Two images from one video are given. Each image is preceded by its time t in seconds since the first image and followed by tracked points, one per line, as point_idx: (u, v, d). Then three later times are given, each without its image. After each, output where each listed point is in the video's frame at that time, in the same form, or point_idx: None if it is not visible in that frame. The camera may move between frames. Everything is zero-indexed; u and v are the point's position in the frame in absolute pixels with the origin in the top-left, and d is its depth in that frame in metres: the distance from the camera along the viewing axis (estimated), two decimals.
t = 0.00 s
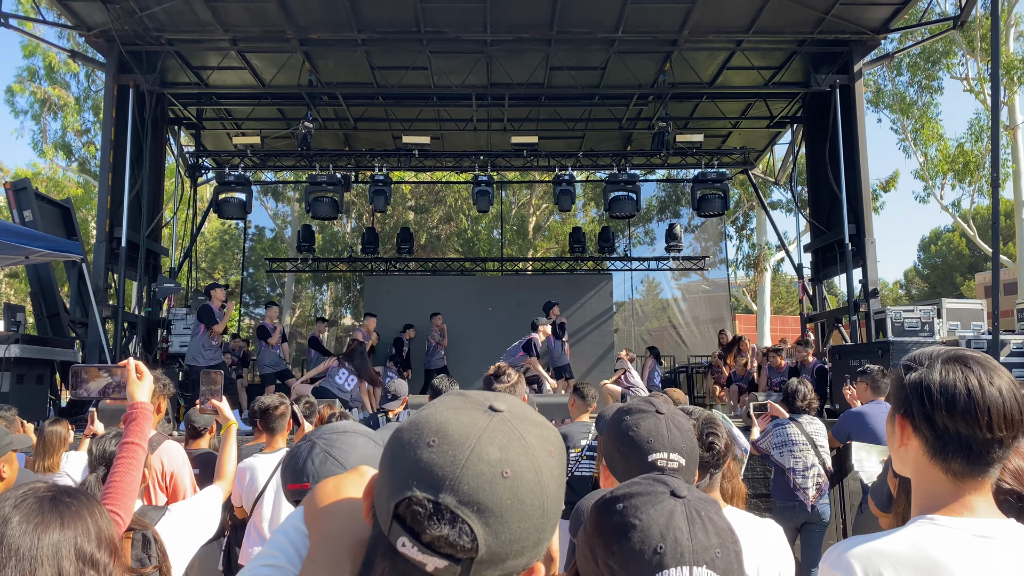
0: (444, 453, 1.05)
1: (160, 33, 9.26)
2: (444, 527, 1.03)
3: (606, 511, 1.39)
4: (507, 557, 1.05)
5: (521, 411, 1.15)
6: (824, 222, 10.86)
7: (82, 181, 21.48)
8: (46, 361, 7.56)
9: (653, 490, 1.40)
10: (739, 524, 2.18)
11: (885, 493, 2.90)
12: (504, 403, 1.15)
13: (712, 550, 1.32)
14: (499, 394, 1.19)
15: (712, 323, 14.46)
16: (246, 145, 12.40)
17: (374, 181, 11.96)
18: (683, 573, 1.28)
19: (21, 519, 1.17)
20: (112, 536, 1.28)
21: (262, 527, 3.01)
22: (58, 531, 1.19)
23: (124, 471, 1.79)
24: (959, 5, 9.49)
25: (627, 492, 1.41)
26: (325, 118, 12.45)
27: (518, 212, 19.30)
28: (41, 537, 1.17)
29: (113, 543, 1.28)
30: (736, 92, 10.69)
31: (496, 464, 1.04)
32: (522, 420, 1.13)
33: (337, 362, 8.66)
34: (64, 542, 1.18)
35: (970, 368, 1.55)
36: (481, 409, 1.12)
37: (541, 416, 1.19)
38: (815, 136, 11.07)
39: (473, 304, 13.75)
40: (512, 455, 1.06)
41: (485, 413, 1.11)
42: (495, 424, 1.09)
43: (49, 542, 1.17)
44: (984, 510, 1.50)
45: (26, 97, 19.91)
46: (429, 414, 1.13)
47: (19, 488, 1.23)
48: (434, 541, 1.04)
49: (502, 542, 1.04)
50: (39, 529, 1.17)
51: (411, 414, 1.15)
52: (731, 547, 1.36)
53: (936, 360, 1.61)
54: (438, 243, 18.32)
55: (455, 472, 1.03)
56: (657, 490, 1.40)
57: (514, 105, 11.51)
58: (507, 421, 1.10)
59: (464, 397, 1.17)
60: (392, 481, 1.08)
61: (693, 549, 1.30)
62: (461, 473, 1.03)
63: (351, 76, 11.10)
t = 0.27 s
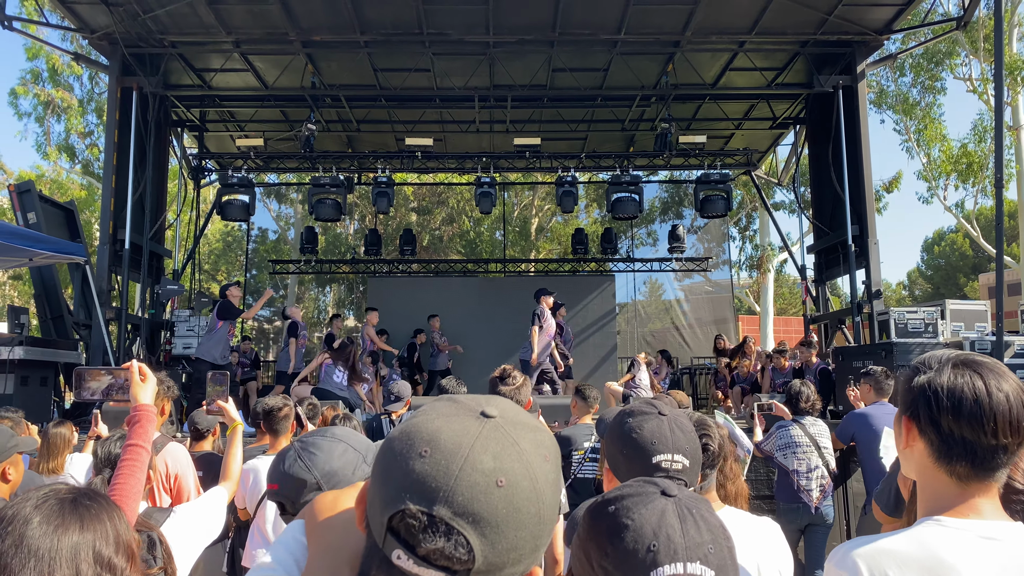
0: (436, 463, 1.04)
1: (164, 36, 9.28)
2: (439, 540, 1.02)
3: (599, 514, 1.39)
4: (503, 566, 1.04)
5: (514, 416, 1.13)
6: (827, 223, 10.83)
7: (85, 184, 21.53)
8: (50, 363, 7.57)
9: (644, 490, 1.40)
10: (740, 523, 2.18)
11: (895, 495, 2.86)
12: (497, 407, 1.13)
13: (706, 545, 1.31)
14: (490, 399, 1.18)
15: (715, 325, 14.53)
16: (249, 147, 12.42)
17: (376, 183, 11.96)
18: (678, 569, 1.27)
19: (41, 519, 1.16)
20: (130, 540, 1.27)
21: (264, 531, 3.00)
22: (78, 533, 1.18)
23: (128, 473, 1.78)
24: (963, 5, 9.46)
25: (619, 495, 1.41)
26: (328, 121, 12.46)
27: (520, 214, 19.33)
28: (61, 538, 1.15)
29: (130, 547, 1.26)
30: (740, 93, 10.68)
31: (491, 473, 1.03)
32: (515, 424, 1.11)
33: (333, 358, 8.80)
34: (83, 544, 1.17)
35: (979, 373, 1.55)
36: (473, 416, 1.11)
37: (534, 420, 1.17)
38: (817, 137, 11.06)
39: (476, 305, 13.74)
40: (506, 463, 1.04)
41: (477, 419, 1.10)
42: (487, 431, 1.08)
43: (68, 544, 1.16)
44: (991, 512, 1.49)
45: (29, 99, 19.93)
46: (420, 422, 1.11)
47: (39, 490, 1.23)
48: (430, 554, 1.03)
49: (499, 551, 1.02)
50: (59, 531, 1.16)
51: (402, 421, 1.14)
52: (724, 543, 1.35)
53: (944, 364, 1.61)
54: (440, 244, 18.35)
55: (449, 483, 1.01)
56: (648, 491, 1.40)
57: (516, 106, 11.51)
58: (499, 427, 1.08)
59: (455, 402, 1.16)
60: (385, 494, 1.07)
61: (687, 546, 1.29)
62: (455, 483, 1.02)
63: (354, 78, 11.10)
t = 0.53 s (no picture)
0: (433, 467, 1.02)
1: (167, 37, 9.29)
2: (438, 545, 1.01)
3: (591, 516, 1.38)
4: (502, 569, 1.03)
5: (512, 419, 1.12)
6: (830, 224, 10.81)
7: (89, 185, 21.60)
8: (53, 364, 7.58)
9: (636, 492, 1.39)
10: (741, 521, 2.17)
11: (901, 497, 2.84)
12: (494, 410, 1.13)
13: (698, 547, 1.30)
14: (487, 400, 1.17)
15: (718, 326, 14.58)
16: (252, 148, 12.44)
17: (380, 185, 11.96)
18: (670, 571, 1.27)
19: (46, 521, 1.16)
20: (135, 543, 1.26)
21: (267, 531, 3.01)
22: (83, 535, 1.17)
23: (132, 474, 1.78)
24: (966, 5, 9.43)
25: (612, 497, 1.40)
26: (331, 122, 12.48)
27: (523, 215, 19.38)
28: (65, 540, 1.15)
29: (135, 550, 1.26)
30: (743, 94, 10.66)
31: (488, 477, 1.02)
32: (513, 427, 1.10)
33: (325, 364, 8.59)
34: (88, 547, 1.17)
35: (983, 374, 1.54)
36: (470, 418, 1.10)
37: (530, 420, 1.17)
38: (820, 137, 11.06)
39: (479, 306, 13.73)
40: (504, 466, 1.04)
41: (474, 422, 1.09)
42: (484, 434, 1.07)
43: (73, 545, 1.16)
44: (995, 514, 1.48)
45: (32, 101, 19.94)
46: (417, 425, 1.10)
47: (46, 491, 1.23)
48: (429, 559, 1.02)
49: (497, 555, 1.02)
50: (64, 532, 1.16)
51: (398, 425, 1.13)
52: (717, 544, 1.34)
53: (948, 365, 1.60)
54: (443, 246, 18.38)
55: (447, 487, 1.00)
56: (640, 492, 1.39)
57: (519, 108, 11.52)
58: (496, 430, 1.08)
59: (451, 405, 1.15)
60: (382, 500, 1.05)
61: (679, 548, 1.29)
62: (453, 487, 1.01)
63: (357, 80, 11.12)
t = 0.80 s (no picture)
0: (422, 472, 1.02)
1: (169, 39, 9.31)
2: (430, 550, 1.01)
3: (579, 521, 1.37)
4: (495, 569, 1.03)
5: (499, 418, 1.12)
6: (832, 225, 10.82)
7: (92, 187, 21.68)
8: (56, 366, 7.60)
9: (623, 496, 1.39)
10: (738, 520, 2.18)
11: (908, 500, 2.82)
12: (480, 410, 1.12)
13: (685, 551, 1.30)
14: (473, 401, 1.16)
15: (720, 327, 14.62)
16: (255, 150, 12.47)
17: (382, 187, 11.96)
18: None
19: (47, 526, 1.15)
20: (135, 549, 1.26)
21: (269, 532, 3.02)
22: (83, 540, 1.17)
23: (136, 477, 1.79)
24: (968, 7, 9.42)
25: (599, 501, 1.40)
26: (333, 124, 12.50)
27: (525, 216, 19.42)
28: (65, 546, 1.15)
29: (135, 557, 1.26)
30: (745, 96, 10.66)
31: (478, 479, 1.02)
32: (500, 426, 1.10)
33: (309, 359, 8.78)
34: (87, 552, 1.16)
35: (986, 376, 1.54)
36: (456, 420, 1.09)
37: (518, 419, 1.16)
38: (822, 139, 11.06)
39: (481, 308, 13.75)
40: (493, 468, 1.03)
41: (461, 423, 1.08)
42: (471, 436, 1.06)
43: (73, 551, 1.15)
44: (1000, 514, 1.48)
45: (36, 103, 20.00)
46: (403, 429, 1.09)
47: (46, 497, 1.22)
48: (421, 564, 1.02)
49: (490, 556, 1.02)
50: (64, 537, 1.15)
51: (386, 429, 1.12)
52: (704, 547, 1.33)
53: (951, 367, 1.60)
54: (445, 247, 18.42)
55: (436, 492, 1.00)
56: (626, 496, 1.38)
57: (521, 109, 11.54)
58: (483, 430, 1.07)
59: (436, 407, 1.14)
60: (373, 505, 1.05)
61: (666, 552, 1.28)
62: (442, 492, 1.00)
63: (359, 82, 11.15)
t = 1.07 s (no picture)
0: (421, 476, 1.02)
1: (171, 41, 9.33)
2: (430, 553, 1.01)
3: (574, 526, 1.37)
4: (495, 570, 1.03)
5: (497, 420, 1.12)
6: (833, 227, 10.81)
7: (95, 189, 21.72)
8: (58, 367, 7.60)
9: (618, 502, 1.38)
10: (739, 519, 2.18)
11: (912, 503, 2.83)
12: (478, 413, 1.12)
13: (681, 556, 1.29)
14: (471, 403, 1.17)
15: (721, 329, 14.64)
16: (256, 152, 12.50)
17: (382, 188, 11.97)
18: None
19: (47, 528, 1.14)
20: (134, 554, 1.25)
21: (272, 531, 3.04)
22: (81, 543, 1.15)
23: (138, 479, 1.79)
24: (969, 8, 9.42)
25: (594, 507, 1.39)
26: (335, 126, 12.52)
27: (526, 218, 19.46)
28: (64, 549, 1.13)
29: (134, 560, 1.25)
30: (745, 97, 10.67)
31: (477, 482, 1.02)
32: (497, 428, 1.10)
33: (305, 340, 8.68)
34: (86, 556, 1.15)
35: (989, 378, 1.55)
36: (454, 422, 1.09)
37: (516, 421, 1.17)
38: (823, 142, 11.07)
39: (482, 309, 13.75)
40: (492, 471, 1.03)
41: (459, 426, 1.09)
42: (469, 439, 1.06)
43: (71, 555, 1.13)
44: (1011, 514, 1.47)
45: (37, 105, 20.01)
46: (401, 433, 1.09)
47: (45, 499, 1.21)
48: (422, 567, 1.01)
49: (490, 557, 1.01)
50: (63, 541, 1.14)
51: (384, 433, 1.12)
52: (700, 552, 1.33)
53: (954, 370, 1.61)
54: (446, 249, 18.45)
55: (435, 495, 1.00)
56: (622, 501, 1.38)
57: (522, 111, 11.56)
58: (481, 433, 1.08)
59: (435, 410, 1.14)
60: (372, 509, 1.05)
61: (661, 557, 1.27)
62: (441, 495, 1.00)
63: (360, 84, 11.18)
